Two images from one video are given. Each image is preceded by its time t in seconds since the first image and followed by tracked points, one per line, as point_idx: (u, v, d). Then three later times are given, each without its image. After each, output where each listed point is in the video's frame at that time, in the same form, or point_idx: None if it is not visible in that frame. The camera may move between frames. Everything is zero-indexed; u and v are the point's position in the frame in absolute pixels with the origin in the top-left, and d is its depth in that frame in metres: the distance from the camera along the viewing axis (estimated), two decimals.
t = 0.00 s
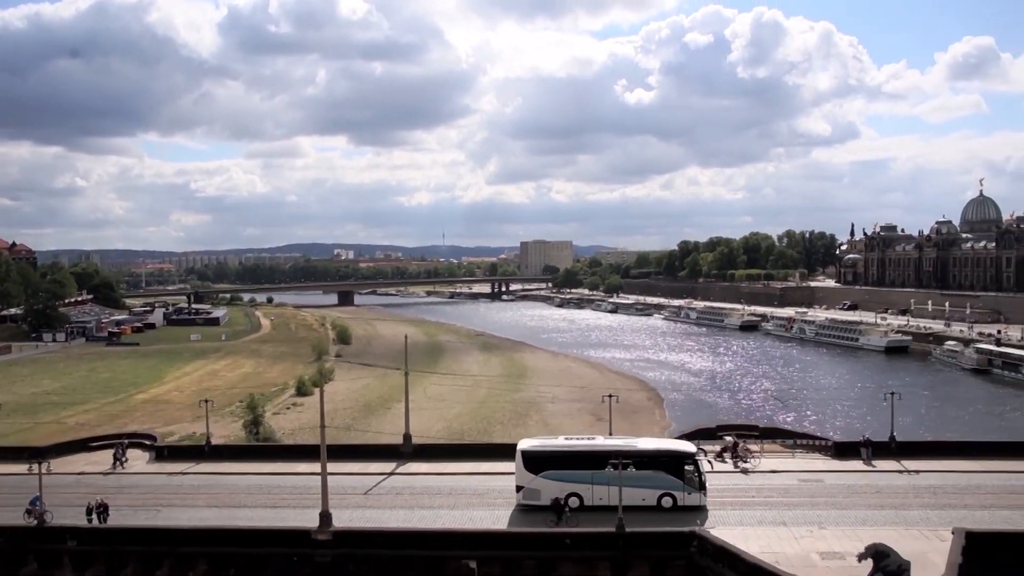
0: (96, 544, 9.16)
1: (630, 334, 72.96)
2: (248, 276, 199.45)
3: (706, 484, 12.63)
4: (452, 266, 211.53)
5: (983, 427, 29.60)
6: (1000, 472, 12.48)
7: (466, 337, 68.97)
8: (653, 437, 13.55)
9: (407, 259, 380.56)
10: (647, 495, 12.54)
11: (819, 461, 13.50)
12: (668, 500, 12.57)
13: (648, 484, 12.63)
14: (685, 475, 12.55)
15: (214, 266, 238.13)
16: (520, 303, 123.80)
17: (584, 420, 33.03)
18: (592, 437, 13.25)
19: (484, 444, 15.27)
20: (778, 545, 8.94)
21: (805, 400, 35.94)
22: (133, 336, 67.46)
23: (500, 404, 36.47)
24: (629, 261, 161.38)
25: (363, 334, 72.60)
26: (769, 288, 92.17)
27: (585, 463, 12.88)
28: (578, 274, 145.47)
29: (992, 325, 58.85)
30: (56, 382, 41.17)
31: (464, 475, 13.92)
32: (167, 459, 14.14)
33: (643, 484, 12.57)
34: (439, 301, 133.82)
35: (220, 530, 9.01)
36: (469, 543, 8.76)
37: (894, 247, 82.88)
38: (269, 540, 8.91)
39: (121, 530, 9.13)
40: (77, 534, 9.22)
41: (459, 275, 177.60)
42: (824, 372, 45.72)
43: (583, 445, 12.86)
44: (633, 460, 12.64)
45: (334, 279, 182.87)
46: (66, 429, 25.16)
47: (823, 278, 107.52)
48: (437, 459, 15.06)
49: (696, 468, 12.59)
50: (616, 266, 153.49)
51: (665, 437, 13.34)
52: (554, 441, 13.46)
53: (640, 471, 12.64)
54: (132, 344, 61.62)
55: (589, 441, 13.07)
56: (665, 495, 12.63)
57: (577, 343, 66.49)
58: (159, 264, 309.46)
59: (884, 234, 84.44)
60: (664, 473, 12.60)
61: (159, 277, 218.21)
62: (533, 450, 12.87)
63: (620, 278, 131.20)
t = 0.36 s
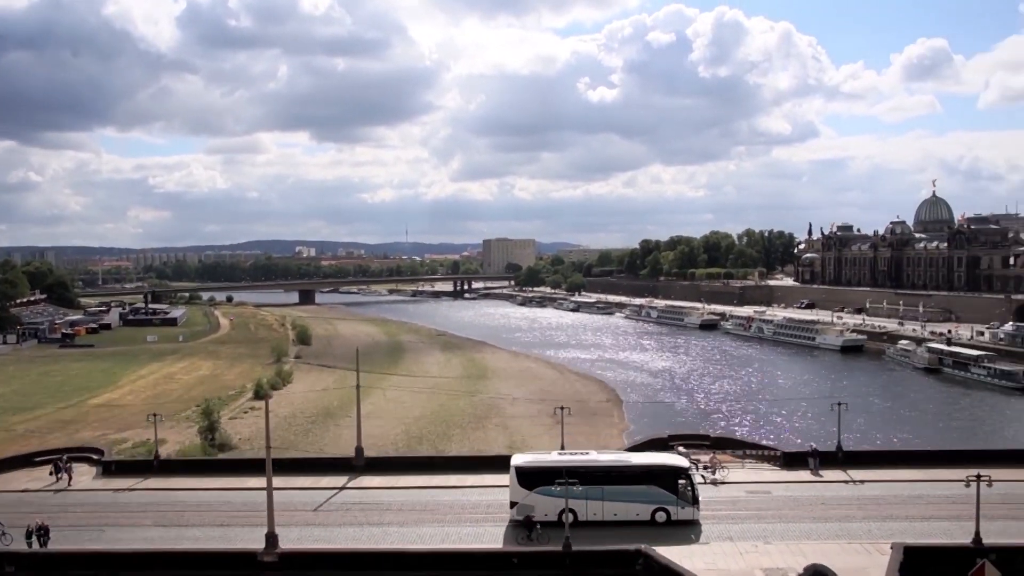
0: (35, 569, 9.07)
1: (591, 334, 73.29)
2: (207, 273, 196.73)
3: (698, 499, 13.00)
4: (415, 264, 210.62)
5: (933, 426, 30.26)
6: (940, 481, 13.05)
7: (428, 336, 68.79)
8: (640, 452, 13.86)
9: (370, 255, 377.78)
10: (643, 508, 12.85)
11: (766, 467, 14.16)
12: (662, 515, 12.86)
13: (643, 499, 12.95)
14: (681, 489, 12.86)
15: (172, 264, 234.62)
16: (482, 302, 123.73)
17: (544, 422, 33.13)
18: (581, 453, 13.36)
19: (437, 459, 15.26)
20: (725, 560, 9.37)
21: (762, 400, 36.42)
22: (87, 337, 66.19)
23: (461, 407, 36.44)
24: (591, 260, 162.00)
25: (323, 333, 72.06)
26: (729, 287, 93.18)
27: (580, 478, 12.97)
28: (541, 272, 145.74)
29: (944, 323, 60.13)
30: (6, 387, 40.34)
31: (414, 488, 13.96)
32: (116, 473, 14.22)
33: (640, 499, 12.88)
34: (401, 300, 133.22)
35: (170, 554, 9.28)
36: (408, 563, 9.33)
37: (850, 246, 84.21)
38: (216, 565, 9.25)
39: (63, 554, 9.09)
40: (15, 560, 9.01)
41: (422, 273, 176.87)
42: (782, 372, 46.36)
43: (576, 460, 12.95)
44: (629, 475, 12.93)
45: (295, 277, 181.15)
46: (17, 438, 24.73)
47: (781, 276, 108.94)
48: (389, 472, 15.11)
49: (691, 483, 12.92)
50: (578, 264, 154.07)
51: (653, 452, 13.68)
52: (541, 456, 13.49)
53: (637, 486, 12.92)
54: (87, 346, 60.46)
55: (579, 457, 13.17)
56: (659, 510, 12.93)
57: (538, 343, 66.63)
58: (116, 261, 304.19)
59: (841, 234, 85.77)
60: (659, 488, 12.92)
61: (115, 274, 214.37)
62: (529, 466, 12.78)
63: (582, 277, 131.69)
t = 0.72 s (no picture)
0: None
1: (550, 332, 73.48)
2: (161, 270, 193.39)
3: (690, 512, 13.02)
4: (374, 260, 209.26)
5: (882, 425, 30.79)
6: (884, 491, 13.42)
7: (386, 335, 68.43)
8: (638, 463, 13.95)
9: (329, 250, 374.81)
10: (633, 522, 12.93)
11: (718, 476, 14.53)
12: (653, 528, 12.95)
13: (633, 513, 13.06)
14: (670, 501, 12.94)
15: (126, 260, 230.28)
16: (442, 299, 123.45)
17: (500, 423, 33.18)
18: (576, 466, 13.54)
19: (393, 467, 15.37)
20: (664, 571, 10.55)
21: (717, 400, 36.79)
22: (36, 338, 64.67)
23: (417, 408, 36.34)
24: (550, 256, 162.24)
25: (281, 332, 71.30)
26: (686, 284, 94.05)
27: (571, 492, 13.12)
28: (501, 269, 145.71)
29: (894, 321, 61.30)
30: None
31: (360, 501, 13.97)
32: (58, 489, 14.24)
33: (630, 512, 12.97)
34: (360, 297, 132.30)
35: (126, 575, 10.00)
36: None
37: (805, 244, 85.40)
38: None
39: None
40: None
41: (381, 269, 175.96)
42: (736, 370, 46.88)
43: (568, 474, 13.14)
44: (619, 489, 13.03)
45: (251, 274, 178.86)
46: None
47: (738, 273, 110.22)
48: (339, 485, 15.17)
49: (682, 496, 12.98)
50: (537, 261, 154.26)
51: (651, 465, 13.76)
52: (538, 468, 13.70)
53: (626, 499, 13.02)
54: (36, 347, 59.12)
55: (573, 470, 13.35)
56: (650, 523, 13.01)
57: (497, 341, 66.57)
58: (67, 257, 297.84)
59: (795, 232, 86.95)
60: (650, 501, 13.01)
61: (66, 271, 209.86)
62: (519, 481, 13.04)
63: (541, 274, 131.93)
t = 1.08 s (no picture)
0: None
1: (505, 331, 73.55)
2: (109, 267, 189.34)
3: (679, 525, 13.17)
4: (329, 258, 207.37)
5: (829, 425, 31.34)
6: (825, 501, 13.95)
7: (339, 335, 67.92)
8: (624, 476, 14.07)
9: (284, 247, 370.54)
10: (623, 535, 13.06)
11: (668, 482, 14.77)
12: (642, 541, 13.07)
13: (624, 525, 13.18)
14: (660, 514, 13.09)
15: (72, 257, 225.07)
16: (397, 298, 122.73)
17: (453, 426, 33.11)
18: (564, 478, 13.61)
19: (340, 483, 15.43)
20: None
21: (669, 400, 37.09)
22: None
23: (370, 411, 36.11)
24: (506, 254, 162.34)
25: (233, 332, 70.37)
26: (640, 282, 94.78)
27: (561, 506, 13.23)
28: (456, 267, 145.33)
29: (843, 319, 62.46)
30: None
31: (306, 516, 14.08)
32: None
33: (620, 525, 13.10)
34: (314, 296, 131.15)
35: None
36: None
37: (756, 243, 86.55)
38: None
39: None
40: None
41: (336, 267, 174.49)
42: (688, 370, 47.36)
43: (558, 487, 13.23)
44: (609, 502, 13.16)
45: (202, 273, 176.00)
46: None
47: (691, 271, 111.37)
48: (284, 500, 15.18)
49: (671, 508, 13.15)
50: (492, 259, 154.26)
51: (637, 477, 13.88)
52: (525, 482, 13.74)
53: (616, 512, 13.14)
54: None
55: (562, 483, 13.44)
56: (639, 536, 13.14)
57: (452, 341, 66.45)
58: (11, 255, 290.36)
59: (747, 231, 88.05)
60: (640, 514, 13.15)
61: (10, 269, 204.56)
62: (510, 495, 13.12)
63: (497, 272, 131.91)
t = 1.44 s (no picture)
0: None
1: (462, 332, 73.47)
2: (56, 267, 185.06)
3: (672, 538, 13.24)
4: (283, 256, 205.05)
5: (781, 426, 31.80)
6: (773, 510, 14.29)
7: (293, 336, 67.23)
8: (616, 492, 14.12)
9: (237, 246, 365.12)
10: (617, 548, 13.08)
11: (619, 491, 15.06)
12: (636, 554, 13.10)
13: (618, 539, 13.19)
14: (653, 527, 13.14)
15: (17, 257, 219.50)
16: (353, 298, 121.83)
17: (408, 431, 32.93)
18: (558, 494, 13.63)
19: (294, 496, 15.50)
20: None
21: (624, 403, 37.31)
22: None
23: (324, 416, 35.77)
24: (463, 253, 161.99)
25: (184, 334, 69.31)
26: (596, 282, 95.31)
27: (556, 521, 13.20)
28: (412, 267, 144.72)
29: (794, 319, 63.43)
30: None
31: (255, 535, 14.13)
32: None
33: (614, 539, 13.11)
34: (269, 296, 129.67)
35: None
36: None
37: (710, 243, 87.51)
38: None
39: None
40: None
41: (290, 267, 172.58)
42: (644, 371, 47.69)
43: (551, 503, 13.22)
44: (603, 516, 13.16)
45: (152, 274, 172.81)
46: None
47: (645, 271, 112.26)
48: (233, 517, 15.16)
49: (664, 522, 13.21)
50: (449, 258, 153.92)
51: (630, 491, 13.94)
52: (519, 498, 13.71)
53: (610, 526, 13.15)
54: None
55: (555, 498, 13.43)
56: (633, 549, 13.18)
57: (408, 342, 66.21)
58: None
59: (700, 231, 88.98)
60: (634, 527, 13.18)
61: None
62: (506, 510, 13.05)
63: (453, 271, 131.65)
